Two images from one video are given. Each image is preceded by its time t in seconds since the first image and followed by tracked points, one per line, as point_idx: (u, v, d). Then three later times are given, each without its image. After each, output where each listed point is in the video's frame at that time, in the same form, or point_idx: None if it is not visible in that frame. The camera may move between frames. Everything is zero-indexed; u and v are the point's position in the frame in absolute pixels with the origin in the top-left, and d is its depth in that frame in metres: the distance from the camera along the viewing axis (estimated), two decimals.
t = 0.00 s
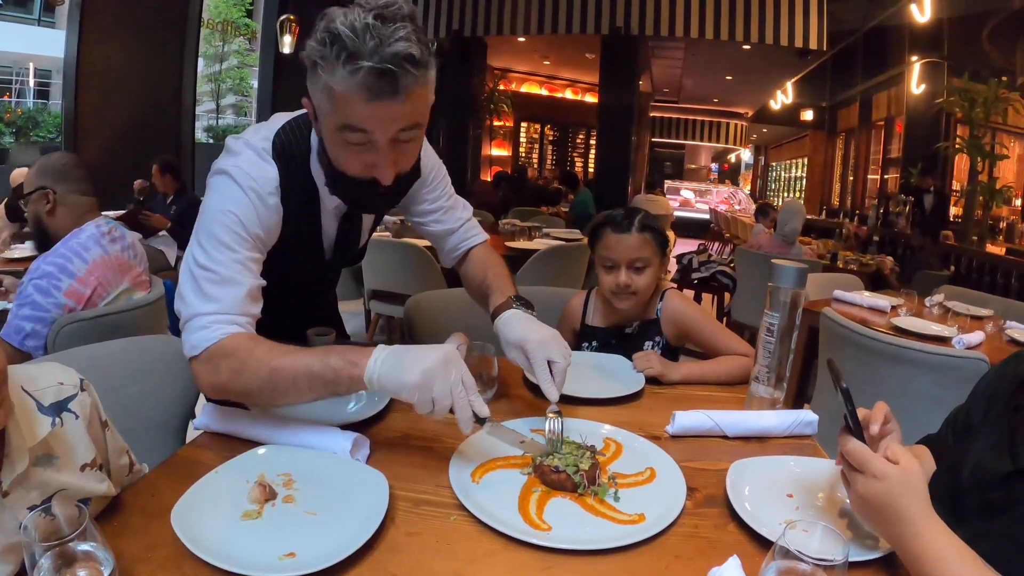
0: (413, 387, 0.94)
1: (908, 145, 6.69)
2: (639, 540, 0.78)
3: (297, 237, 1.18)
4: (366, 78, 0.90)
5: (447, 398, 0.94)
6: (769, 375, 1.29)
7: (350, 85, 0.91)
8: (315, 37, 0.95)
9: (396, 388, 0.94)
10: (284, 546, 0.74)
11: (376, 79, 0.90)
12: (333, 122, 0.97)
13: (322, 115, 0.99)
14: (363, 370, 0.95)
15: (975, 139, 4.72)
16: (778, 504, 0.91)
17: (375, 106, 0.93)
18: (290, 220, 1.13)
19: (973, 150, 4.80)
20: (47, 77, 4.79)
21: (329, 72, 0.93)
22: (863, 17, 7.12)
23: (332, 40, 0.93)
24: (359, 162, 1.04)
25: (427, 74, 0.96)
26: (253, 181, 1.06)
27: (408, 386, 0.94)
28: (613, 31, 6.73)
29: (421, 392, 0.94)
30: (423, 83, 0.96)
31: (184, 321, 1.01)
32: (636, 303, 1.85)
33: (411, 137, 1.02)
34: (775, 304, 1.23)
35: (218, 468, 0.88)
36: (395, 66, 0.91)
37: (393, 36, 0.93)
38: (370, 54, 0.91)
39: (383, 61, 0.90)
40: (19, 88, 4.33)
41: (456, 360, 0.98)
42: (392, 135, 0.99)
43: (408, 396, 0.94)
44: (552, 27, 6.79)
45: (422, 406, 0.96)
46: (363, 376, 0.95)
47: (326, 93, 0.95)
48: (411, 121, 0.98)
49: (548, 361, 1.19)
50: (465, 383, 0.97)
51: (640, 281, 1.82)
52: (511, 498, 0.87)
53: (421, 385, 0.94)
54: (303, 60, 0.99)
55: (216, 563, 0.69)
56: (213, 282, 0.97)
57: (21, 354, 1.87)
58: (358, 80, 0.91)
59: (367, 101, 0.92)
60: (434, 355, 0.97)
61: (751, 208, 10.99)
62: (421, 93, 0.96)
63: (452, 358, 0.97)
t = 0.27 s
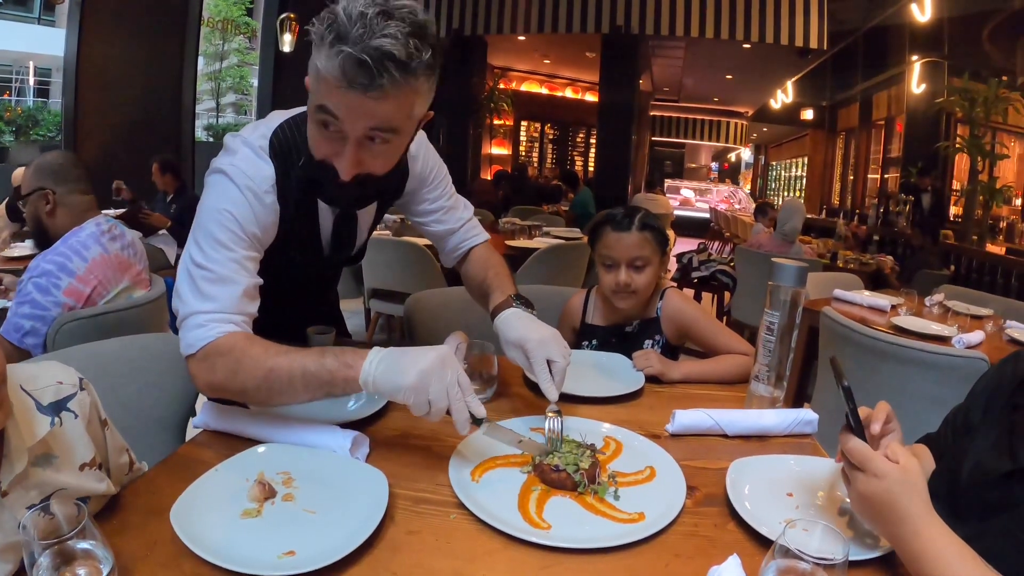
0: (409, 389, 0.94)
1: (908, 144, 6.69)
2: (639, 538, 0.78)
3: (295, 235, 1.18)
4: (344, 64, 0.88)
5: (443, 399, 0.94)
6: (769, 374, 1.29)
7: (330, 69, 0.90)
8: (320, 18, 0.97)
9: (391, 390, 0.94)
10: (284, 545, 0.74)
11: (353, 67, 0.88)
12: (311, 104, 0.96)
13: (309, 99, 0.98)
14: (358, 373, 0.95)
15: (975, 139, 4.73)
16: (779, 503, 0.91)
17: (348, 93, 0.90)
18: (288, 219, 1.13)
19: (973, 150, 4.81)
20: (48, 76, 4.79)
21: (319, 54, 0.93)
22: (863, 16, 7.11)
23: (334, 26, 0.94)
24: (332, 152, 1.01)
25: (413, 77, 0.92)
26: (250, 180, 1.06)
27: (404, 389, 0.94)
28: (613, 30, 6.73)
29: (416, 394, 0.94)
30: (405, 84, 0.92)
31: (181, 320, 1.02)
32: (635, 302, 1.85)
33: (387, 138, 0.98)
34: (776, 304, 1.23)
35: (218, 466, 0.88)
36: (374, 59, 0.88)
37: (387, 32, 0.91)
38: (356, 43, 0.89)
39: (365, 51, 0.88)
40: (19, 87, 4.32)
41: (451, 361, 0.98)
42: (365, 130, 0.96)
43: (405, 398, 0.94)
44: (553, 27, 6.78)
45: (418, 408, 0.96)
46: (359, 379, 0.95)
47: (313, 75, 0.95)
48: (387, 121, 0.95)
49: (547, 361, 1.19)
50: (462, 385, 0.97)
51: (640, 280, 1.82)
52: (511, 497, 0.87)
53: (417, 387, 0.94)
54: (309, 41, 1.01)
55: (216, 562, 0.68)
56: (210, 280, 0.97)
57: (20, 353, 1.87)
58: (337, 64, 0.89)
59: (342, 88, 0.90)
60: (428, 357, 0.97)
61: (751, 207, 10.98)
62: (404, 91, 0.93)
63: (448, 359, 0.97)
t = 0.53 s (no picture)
0: (428, 376, 0.94)
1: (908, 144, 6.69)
2: (639, 536, 0.78)
3: (295, 233, 1.17)
4: (348, 60, 0.88)
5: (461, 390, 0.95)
6: (769, 372, 1.29)
7: (336, 64, 0.90)
8: (331, 14, 0.98)
9: (409, 377, 0.94)
10: (284, 542, 0.74)
11: (356, 64, 0.88)
12: (313, 98, 0.96)
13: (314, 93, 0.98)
14: (376, 359, 0.95)
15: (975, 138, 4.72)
16: (779, 502, 0.91)
17: (350, 89, 0.90)
18: (289, 217, 1.13)
19: (973, 149, 4.80)
20: (48, 75, 4.78)
21: (328, 49, 0.93)
22: (863, 16, 7.11)
23: (345, 22, 0.94)
24: (329, 147, 1.01)
25: (415, 79, 0.92)
26: (253, 180, 1.05)
27: (424, 378, 0.94)
28: (614, 29, 6.72)
29: (435, 384, 0.95)
30: (406, 86, 0.92)
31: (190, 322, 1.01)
32: (635, 300, 1.85)
33: (385, 139, 0.97)
34: (776, 302, 1.23)
35: (217, 464, 0.88)
36: (378, 57, 0.88)
37: (395, 33, 0.92)
38: (364, 41, 0.90)
39: (371, 49, 0.88)
40: (19, 86, 4.32)
41: (471, 353, 0.98)
42: (363, 129, 0.95)
43: (422, 386, 0.95)
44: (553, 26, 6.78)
45: (434, 396, 0.96)
46: (376, 365, 0.95)
47: (320, 69, 0.95)
48: (385, 121, 0.94)
49: (548, 360, 1.18)
50: (478, 376, 0.98)
51: (639, 279, 1.81)
52: (511, 496, 0.87)
53: (436, 375, 0.95)
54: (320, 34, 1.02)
55: (216, 560, 0.68)
56: (218, 282, 0.97)
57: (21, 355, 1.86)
58: (342, 60, 0.89)
59: (345, 83, 0.90)
60: (451, 346, 0.97)
61: (751, 207, 10.98)
62: (406, 94, 0.93)
63: (468, 350, 0.98)
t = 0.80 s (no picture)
0: (431, 424, 0.89)
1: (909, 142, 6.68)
2: (641, 536, 0.78)
3: (298, 235, 1.17)
4: (357, 65, 0.89)
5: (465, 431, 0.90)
6: (769, 371, 1.29)
7: (344, 68, 0.90)
8: (340, 16, 0.98)
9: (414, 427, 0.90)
10: (285, 542, 0.74)
11: (364, 70, 0.88)
12: (320, 102, 0.96)
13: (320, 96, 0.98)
14: (377, 407, 0.93)
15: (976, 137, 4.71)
16: (780, 501, 0.91)
17: (357, 95, 0.90)
18: (292, 220, 1.13)
19: (975, 148, 4.78)
20: (49, 77, 4.78)
21: (337, 52, 0.93)
22: (864, 14, 7.10)
23: (355, 26, 0.95)
24: (335, 150, 1.01)
25: (423, 86, 0.93)
26: (258, 184, 1.05)
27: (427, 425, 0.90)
28: (614, 29, 6.71)
29: (440, 430, 0.90)
30: (413, 92, 0.92)
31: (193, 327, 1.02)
32: (633, 298, 1.85)
33: (390, 145, 0.98)
34: (777, 299, 1.23)
35: (219, 465, 0.88)
36: (387, 63, 0.88)
37: (404, 39, 0.92)
38: (373, 46, 0.90)
39: (379, 56, 0.88)
40: (19, 88, 4.31)
41: (468, 391, 0.93)
42: (369, 135, 0.95)
43: (428, 433, 0.90)
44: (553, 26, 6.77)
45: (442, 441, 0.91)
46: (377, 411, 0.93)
47: (328, 72, 0.95)
48: (391, 127, 0.94)
49: (551, 362, 1.19)
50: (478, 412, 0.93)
51: (636, 275, 1.82)
52: (513, 497, 0.86)
53: (438, 421, 0.90)
54: (327, 36, 1.02)
55: (219, 560, 0.68)
56: (224, 288, 0.97)
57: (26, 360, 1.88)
58: (350, 65, 0.90)
59: (352, 88, 0.90)
60: (446, 388, 0.92)
61: (752, 206, 10.96)
62: (414, 101, 0.93)
63: (464, 388, 0.93)
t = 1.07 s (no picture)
0: (432, 438, 0.88)
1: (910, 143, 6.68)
2: (642, 536, 0.78)
3: (299, 237, 1.17)
4: (359, 68, 0.89)
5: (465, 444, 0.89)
6: (770, 372, 1.28)
7: (346, 72, 0.90)
8: (342, 19, 0.98)
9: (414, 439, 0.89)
10: (286, 543, 0.74)
11: (367, 73, 0.88)
12: (321, 105, 0.96)
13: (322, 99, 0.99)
14: (377, 423, 0.93)
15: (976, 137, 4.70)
16: (781, 500, 0.91)
17: (359, 98, 0.90)
18: (293, 223, 1.13)
19: (975, 148, 4.77)
20: (49, 80, 4.79)
21: (339, 55, 0.93)
22: (864, 15, 7.09)
23: (356, 29, 0.95)
24: (337, 153, 1.01)
25: (425, 89, 0.93)
26: (260, 186, 1.05)
27: (427, 437, 0.88)
28: (614, 30, 6.71)
29: (439, 444, 0.88)
30: (414, 95, 0.92)
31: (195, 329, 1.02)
32: (634, 297, 1.84)
33: (392, 149, 0.98)
34: (778, 298, 1.23)
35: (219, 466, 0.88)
36: (389, 66, 0.89)
37: (405, 42, 0.92)
38: (374, 50, 0.90)
39: (381, 59, 0.89)
40: (20, 91, 4.31)
41: (467, 406, 0.93)
42: (370, 138, 0.95)
43: (427, 446, 0.89)
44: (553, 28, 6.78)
45: (439, 456, 0.90)
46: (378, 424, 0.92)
47: (330, 75, 0.95)
48: (393, 131, 0.95)
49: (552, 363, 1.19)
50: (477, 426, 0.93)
51: (637, 274, 1.82)
52: (513, 499, 0.86)
53: (438, 434, 0.89)
54: (328, 38, 1.02)
55: (222, 561, 0.68)
56: (226, 291, 0.97)
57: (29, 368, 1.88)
58: (352, 68, 0.90)
59: (354, 91, 0.90)
60: (446, 402, 0.91)
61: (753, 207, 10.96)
62: (415, 104, 0.93)
63: (463, 403, 0.92)
